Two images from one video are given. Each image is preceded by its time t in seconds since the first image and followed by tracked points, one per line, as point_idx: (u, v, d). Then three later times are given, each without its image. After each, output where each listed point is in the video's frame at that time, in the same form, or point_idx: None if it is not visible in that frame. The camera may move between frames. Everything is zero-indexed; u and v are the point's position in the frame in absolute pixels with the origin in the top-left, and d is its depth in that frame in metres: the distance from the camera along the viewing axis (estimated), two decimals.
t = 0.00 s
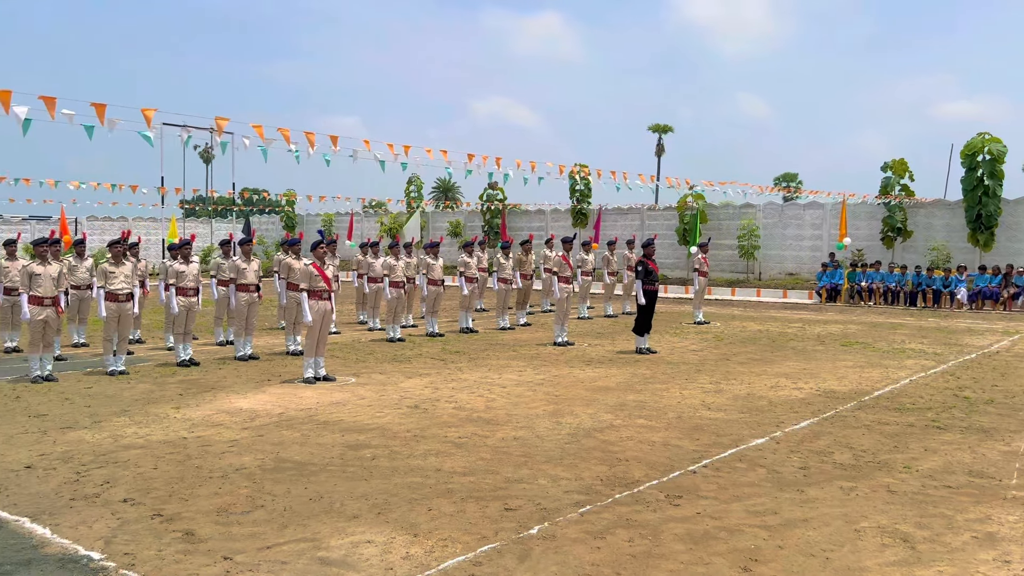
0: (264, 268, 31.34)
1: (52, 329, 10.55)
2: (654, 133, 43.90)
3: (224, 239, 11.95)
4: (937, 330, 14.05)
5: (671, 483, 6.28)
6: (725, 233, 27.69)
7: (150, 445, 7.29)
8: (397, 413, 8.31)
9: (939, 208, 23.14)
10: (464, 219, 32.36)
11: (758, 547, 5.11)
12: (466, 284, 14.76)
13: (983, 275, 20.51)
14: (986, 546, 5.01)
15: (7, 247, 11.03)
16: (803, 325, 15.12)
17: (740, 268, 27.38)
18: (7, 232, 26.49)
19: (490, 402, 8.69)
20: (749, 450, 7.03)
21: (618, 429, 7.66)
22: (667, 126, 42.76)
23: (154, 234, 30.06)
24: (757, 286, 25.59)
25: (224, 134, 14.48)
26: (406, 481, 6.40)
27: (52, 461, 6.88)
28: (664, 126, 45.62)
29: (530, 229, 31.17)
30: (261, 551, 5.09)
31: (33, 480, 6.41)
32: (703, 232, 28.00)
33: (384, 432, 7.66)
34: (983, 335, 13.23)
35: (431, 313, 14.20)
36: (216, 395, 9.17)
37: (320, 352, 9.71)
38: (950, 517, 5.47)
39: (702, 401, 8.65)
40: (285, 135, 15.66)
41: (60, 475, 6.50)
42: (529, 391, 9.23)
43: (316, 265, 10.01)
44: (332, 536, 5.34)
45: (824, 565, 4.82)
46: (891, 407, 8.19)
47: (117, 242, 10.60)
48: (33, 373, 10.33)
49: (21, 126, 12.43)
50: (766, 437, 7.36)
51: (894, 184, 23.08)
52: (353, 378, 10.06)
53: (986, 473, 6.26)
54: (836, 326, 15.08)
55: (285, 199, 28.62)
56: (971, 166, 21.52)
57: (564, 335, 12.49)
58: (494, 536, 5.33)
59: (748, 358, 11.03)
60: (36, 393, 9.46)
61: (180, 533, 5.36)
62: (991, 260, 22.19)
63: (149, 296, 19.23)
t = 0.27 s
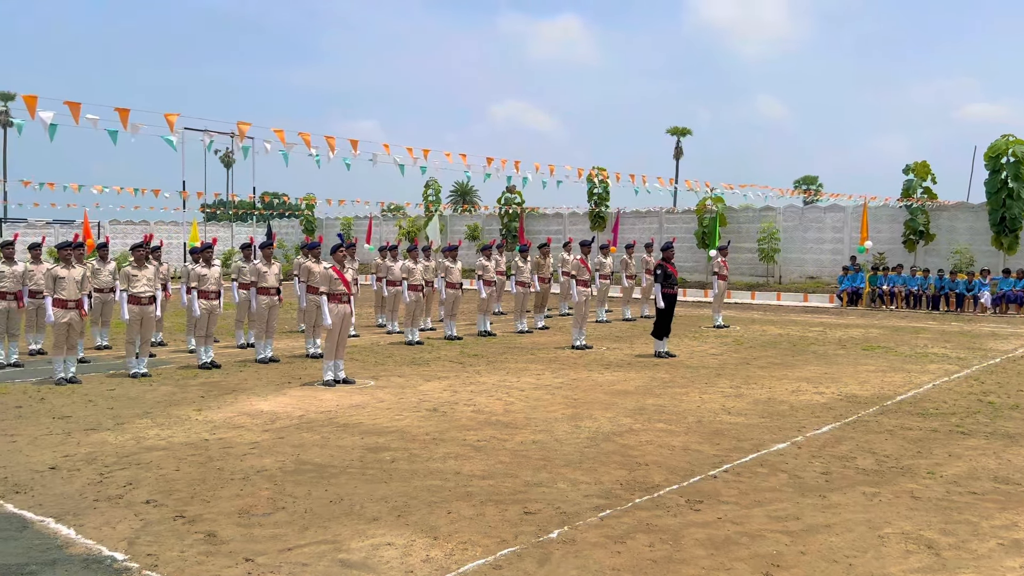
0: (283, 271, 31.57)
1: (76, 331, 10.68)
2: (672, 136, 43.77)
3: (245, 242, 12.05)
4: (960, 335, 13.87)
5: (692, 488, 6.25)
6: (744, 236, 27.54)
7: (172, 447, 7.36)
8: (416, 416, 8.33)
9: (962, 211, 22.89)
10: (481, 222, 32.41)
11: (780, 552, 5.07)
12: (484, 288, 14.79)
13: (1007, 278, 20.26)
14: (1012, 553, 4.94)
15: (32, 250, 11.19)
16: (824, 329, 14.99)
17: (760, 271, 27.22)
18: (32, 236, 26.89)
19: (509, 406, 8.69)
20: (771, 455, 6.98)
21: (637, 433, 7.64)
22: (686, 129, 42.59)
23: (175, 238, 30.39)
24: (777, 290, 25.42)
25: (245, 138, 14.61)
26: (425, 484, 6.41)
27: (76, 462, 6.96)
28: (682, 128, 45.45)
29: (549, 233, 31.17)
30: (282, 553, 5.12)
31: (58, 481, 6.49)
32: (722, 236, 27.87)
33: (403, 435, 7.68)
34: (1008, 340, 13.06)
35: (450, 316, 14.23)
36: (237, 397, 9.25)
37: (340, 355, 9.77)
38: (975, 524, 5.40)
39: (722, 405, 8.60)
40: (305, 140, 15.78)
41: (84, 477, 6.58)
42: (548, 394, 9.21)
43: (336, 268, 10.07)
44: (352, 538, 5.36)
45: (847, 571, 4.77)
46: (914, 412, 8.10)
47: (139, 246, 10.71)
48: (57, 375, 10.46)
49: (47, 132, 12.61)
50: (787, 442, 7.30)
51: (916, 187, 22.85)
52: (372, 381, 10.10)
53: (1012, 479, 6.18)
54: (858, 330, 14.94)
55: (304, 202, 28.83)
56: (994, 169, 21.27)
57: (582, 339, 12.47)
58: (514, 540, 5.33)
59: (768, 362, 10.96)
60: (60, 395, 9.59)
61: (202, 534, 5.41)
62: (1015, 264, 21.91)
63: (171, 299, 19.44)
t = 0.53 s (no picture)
0: (300, 273, 31.75)
1: (95, 332, 10.80)
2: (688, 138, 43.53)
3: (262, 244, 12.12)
4: (981, 338, 13.71)
5: (708, 491, 6.21)
6: (761, 238, 27.38)
7: (189, 447, 7.41)
8: (431, 418, 8.34)
9: (981, 212, 22.63)
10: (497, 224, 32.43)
11: (797, 556, 5.02)
12: (499, 290, 14.81)
13: None
14: None
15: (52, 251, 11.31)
16: (841, 332, 14.85)
17: (777, 273, 27.05)
18: (53, 238, 27.21)
19: (524, 408, 8.68)
20: (787, 458, 6.92)
21: (652, 436, 7.60)
22: (702, 130, 42.38)
23: (193, 240, 30.64)
24: (794, 292, 25.24)
25: (263, 141, 14.71)
26: (440, 486, 6.42)
27: (95, 462, 7.03)
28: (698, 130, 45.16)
29: (564, 235, 31.14)
30: (298, 554, 5.14)
31: (77, 481, 6.55)
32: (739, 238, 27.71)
33: (418, 437, 7.69)
34: None
35: (465, 318, 14.24)
36: (254, 398, 9.30)
37: (356, 356, 9.82)
38: (996, 529, 5.33)
39: (739, 408, 8.54)
40: (323, 143, 15.87)
41: (103, 477, 6.64)
42: (563, 396, 9.19)
43: (351, 270, 10.10)
44: (367, 539, 5.37)
45: None
46: (933, 416, 8.01)
47: (158, 248, 10.83)
48: (76, 376, 10.57)
49: (68, 135, 12.78)
50: (804, 445, 7.24)
51: (935, 188, 22.63)
52: (387, 382, 10.13)
53: None
54: (876, 333, 14.80)
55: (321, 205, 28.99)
56: (1014, 170, 20.99)
57: (597, 341, 12.45)
58: (529, 542, 5.32)
59: (785, 365, 10.87)
60: (80, 395, 9.69)
61: (218, 535, 5.44)
62: None
63: (189, 301, 19.61)
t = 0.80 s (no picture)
0: (314, 274, 31.91)
1: (111, 332, 10.88)
2: (702, 138, 43.37)
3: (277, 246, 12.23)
4: (998, 340, 13.57)
5: (722, 494, 6.18)
6: (776, 240, 27.24)
7: (204, 447, 7.46)
8: (444, 419, 8.36)
9: (998, 214, 22.39)
10: (510, 226, 32.44)
11: (811, 559, 4.99)
12: (512, 291, 14.82)
13: None
14: None
15: (69, 252, 11.45)
16: (856, 334, 14.74)
17: (791, 275, 26.91)
18: (70, 239, 27.50)
19: (536, 410, 8.68)
20: (801, 461, 6.88)
21: (665, 438, 7.58)
22: (716, 131, 42.20)
23: (208, 241, 30.87)
24: (809, 294, 25.10)
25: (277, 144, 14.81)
26: (453, 487, 6.43)
27: (110, 462, 7.09)
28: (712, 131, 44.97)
29: (577, 236, 31.11)
30: (311, 553, 5.16)
31: (93, 480, 6.61)
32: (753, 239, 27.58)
33: (431, 438, 7.71)
34: None
35: (477, 319, 14.25)
36: (268, 399, 9.35)
37: (369, 357, 9.86)
38: (1012, 533, 5.27)
39: (752, 410, 8.49)
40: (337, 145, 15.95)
41: (118, 476, 6.70)
42: (576, 398, 9.18)
43: (365, 272, 10.15)
44: (380, 540, 5.39)
45: None
46: (950, 419, 7.93)
47: (173, 249, 10.93)
48: (93, 376, 10.66)
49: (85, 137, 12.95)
50: (819, 448, 7.20)
51: (951, 190, 22.44)
52: (400, 383, 10.16)
53: None
54: (892, 335, 14.68)
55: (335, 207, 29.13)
56: None
57: (610, 342, 12.44)
58: (541, 544, 5.32)
59: (799, 367, 10.81)
60: (96, 396, 9.78)
61: (232, 534, 5.48)
62: None
63: (204, 303, 19.74)
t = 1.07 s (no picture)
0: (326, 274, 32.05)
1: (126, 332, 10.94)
2: (714, 139, 43.19)
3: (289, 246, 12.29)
4: (1013, 342, 13.44)
5: (734, 496, 6.15)
6: (788, 241, 27.10)
7: (217, 447, 7.51)
8: (455, 419, 8.37)
9: (1013, 214, 22.19)
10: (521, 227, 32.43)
11: (824, 562, 4.97)
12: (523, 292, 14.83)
13: None
14: None
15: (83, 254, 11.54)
16: (870, 336, 14.65)
17: (804, 276, 26.77)
18: (85, 239, 27.73)
19: (548, 411, 8.68)
20: (814, 463, 6.85)
21: (677, 440, 7.56)
22: (729, 131, 42.02)
23: (221, 241, 31.06)
24: (822, 295, 24.97)
25: (290, 145, 14.87)
26: (464, 487, 6.44)
27: (124, 461, 7.14)
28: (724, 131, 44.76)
29: (588, 237, 31.07)
30: (323, 553, 5.18)
31: (107, 479, 6.66)
32: (766, 240, 27.45)
33: (442, 438, 7.72)
34: None
35: (489, 320, 14.26)
36: (281, 399, 9.39)
37: (380, 358, 9.90)
38: None
39: (765, 412, 8.46)
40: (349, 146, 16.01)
41: (132, 475, 6.75)
42: (587, 399, 9.17)
43: (377, 272, 10.17)
44: (392, 540, 5.40)
45: None
46: (965, 421, 7.87)
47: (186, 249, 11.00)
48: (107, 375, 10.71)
49: (99, 138, 13.06)
50: (832, 450, 7.16)
51: (966, 190, 22.27)
52: (412, 383, 10.18)
53: None
54: (906, 336, 14.58)
55: (347, 207, 29.23)
56: None
57: (621, 343, 12.41)
58: (553, 545, 5.32)
59: (812, 369, 10.75)
60: (110, 395, 9.86)
61: (245, 533, 5.50)
62: None
63: (216, 303, 19.86)
